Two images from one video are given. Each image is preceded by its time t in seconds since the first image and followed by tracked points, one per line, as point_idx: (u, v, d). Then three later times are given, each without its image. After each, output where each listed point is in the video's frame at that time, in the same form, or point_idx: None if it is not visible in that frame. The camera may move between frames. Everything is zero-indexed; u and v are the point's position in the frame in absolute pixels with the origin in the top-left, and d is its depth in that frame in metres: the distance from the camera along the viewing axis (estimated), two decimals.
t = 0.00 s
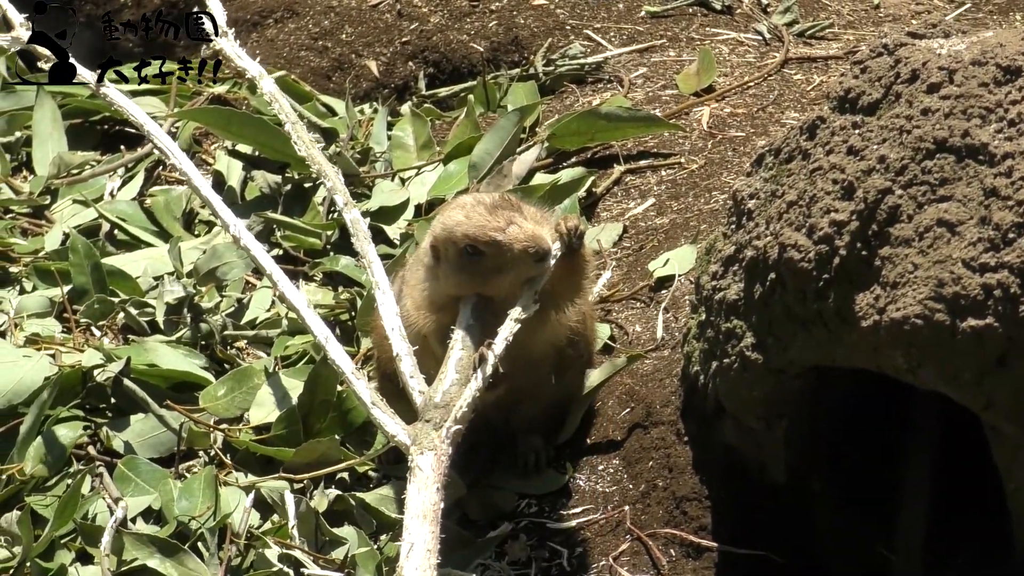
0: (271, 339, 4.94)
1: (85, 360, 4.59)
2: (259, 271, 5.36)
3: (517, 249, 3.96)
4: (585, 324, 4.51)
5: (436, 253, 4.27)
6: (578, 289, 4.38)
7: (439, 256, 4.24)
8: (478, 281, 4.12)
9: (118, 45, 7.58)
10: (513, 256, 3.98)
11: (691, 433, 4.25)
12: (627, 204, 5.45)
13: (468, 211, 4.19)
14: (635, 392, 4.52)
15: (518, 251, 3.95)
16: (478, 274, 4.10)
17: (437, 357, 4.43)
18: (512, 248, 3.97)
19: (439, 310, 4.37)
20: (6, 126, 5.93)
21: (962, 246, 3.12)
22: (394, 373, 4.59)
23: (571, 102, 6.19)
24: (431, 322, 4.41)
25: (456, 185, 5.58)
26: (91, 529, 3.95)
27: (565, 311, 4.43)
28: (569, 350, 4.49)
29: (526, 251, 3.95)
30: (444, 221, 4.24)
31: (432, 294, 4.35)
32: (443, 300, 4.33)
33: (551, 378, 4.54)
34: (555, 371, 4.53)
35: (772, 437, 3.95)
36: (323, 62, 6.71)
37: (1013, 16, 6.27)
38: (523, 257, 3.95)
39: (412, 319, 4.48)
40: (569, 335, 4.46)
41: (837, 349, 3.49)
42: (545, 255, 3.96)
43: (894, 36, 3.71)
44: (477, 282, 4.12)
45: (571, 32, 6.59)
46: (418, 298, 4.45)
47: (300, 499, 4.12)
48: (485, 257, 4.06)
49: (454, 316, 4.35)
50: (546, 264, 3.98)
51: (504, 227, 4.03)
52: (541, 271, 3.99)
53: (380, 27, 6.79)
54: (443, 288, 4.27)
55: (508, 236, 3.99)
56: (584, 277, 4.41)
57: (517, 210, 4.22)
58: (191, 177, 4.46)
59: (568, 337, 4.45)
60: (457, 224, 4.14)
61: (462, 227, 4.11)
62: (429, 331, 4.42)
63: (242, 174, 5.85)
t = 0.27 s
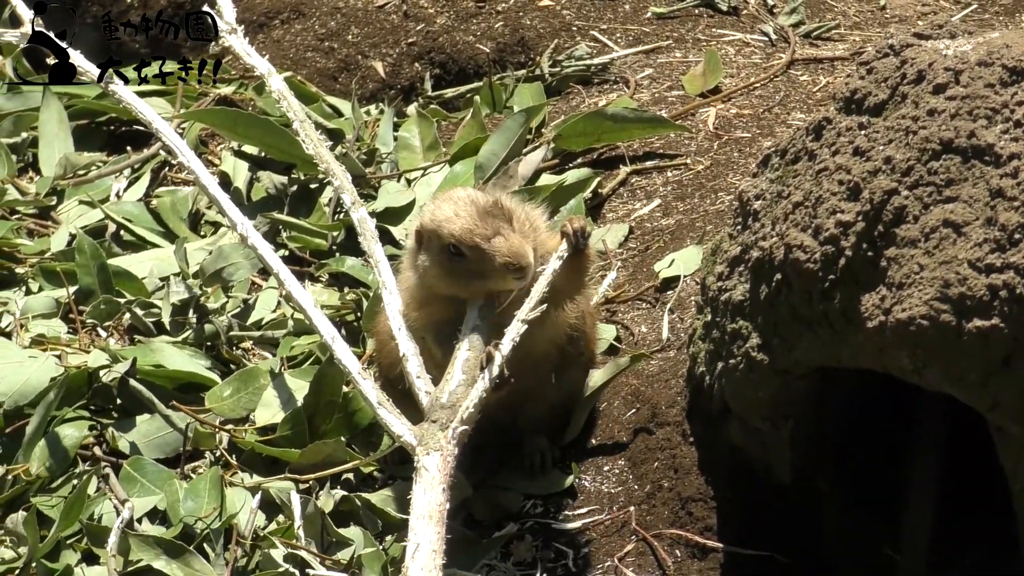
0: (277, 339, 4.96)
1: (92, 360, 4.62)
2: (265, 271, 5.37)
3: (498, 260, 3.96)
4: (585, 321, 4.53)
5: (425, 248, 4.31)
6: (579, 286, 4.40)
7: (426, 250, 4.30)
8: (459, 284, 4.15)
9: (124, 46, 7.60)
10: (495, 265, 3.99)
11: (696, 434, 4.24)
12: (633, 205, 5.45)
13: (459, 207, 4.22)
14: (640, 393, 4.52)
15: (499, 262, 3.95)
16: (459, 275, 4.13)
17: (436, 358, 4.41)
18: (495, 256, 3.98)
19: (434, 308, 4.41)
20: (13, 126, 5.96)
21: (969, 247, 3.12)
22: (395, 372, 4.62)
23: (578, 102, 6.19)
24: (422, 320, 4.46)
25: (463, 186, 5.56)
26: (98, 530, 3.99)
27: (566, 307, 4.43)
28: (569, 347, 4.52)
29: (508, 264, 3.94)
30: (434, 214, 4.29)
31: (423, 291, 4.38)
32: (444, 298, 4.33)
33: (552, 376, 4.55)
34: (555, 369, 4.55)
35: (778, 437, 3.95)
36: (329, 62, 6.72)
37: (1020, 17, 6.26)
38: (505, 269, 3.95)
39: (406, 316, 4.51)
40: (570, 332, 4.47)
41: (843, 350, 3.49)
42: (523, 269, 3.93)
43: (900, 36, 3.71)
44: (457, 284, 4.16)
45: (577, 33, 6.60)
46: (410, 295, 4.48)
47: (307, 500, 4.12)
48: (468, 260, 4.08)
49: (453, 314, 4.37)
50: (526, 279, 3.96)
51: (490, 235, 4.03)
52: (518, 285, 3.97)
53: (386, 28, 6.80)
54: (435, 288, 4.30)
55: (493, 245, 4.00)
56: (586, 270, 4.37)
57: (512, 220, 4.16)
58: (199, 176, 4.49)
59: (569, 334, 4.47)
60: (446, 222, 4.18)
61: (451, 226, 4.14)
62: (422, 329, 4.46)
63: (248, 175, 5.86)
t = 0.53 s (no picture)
0: (284, 340, 4.98)
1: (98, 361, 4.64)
2: (271, 272, 5.40)
3: (540, 273, 3.96)
4: (596, 325, 4.55)
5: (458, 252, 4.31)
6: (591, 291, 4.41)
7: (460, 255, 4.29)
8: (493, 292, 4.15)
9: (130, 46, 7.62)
10: (535, 278, 3.98)
11: (703, 435, 4.26)
12: (639, 205, 5.46)
13: (503, 217, 4.25)
14: (647, 393, 4.52)
15: (540, 275, 3.96)
16: (495, 284, 4.13)
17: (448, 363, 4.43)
18: (536, 268, 3.98)
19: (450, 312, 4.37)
20: (20, 128, 5.98)
21: (974, 247, 3.13)
22: (412, 379, 4.61)
23: (584, 103, 6.20)
24: (441, 322, 4.40)
25: (468, 188, 5.58)
26: (104, 531, 4.00)
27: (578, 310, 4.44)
28: (580, 350, 4.52)
29: (550, 278, 3.93)
30: (473, 222, 4.30)
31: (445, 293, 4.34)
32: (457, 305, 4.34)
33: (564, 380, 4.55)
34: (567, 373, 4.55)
35: (785, 437, 3.96)
36: (335, 63, 6.73)
37: None
38: (544, 282, 3.94)
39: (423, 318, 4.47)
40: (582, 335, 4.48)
41: (848, 350, 3.49)
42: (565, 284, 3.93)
43: (906, 37, 3.71)
44: (490, 292, 4.16)
45: (583, 34, 6.61)
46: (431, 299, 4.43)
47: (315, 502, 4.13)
48: (508, 270, 4.09)
49: (470, 321, 4.36)
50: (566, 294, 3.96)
51: (535, 247, 4.05)
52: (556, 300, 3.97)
53: (392, 29, 6.81)
54: (462, 292, 4.26)
55: (536, 257, 4.01)
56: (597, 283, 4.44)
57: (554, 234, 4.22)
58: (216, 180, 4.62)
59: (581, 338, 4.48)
60: (490, 230, 4.19)
61: (494, 234, 4.16)
62: (442, 333, 4.41)
63: (254, 175, 5.85)
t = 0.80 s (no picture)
0: (289, 342, 4.99)
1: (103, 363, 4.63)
2: (276, 274, 5.39)
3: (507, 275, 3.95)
4: (606, 325, 4.56)
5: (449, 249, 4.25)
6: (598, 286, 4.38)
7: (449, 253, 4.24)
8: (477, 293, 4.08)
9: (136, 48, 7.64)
10: (503, 279, 3.97)
11: (708, 437, 4.25)
12: (645, 208, 5.46)
13: (484, 213, 4.16)
14: (652, 396, 4.52)
15: (508, 276, 3.94)
16: (473, 284, 4.06)
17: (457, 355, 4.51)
18: (505, 270, 3.96)
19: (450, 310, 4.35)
20: (25, 129, 5.99)
21: (980, 250, 3.12)
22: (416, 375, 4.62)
23: (589, 106, 6.20)
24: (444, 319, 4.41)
25: (473, 190, 5.57)
26: (109, 532, 3.99)
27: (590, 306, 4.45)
28: (590, 350, 4.53)
29: (516, 280, 3.92)
30: (460, 218, 4.24)
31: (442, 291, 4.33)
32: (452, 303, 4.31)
33: (574, 380, 4.57)
34: (576, 374, 4.56)
35: (790, 439, 3.96)
36: (341, 65, 6.74)
37: None
38: (512, 284, 3.93)
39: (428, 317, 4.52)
40: (592, 334, 4.49)
41: (854, 353, 3.49)
42: (531, 284, 3.91)
43: (912, 39, 3.71)
44: (473, 292, 4.09)
45: (589, 36, 6.61)
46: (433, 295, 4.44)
47: (319, 504, 4.08)
48: (481, 270, 4.03)
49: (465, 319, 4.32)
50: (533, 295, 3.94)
51: (505, 249, 3.99)
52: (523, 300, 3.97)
53: (398, 31, 6.82)
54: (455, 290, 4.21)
55: (505, 258, 3.97)
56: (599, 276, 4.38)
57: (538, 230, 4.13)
58: (211, 183, 4.58)
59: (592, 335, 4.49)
60: (468, 228, 4.12)
61: (472, 233, 4.07)
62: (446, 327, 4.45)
63: (260, 177, 5.87)
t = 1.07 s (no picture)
0: (290, 340, 4.99)
1: (105, 362, 4.65)
2: (278, 272, 5.39)
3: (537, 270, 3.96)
4: (607, 322, 4.55)
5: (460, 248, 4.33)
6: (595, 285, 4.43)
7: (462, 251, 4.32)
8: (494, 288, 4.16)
9: (137, 47, 7.64)
10: (533, 276, 3.98)
11: (709, 435, 4.25)
12: (646, 205, 5.46)
13: (502, 211, 4.25)
14: (653, 393, 4.52)
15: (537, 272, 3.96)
16: (496, 278, 4.14)
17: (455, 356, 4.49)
18: (534, 265, 3.98)
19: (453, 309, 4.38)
20: (26, 127, 5.99)
21: (981, 247, 3.13)
22: (416, 374, 4.61)
23: (590, 103, 6.20)
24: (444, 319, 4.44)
25: (475, 187, 5.59)
26: (110, 532, 3.99)
27: (587, 304, 4.45)
28: (591, 347, 4.51)
29: (546, 275, 3.93)
30: (476, 216, 4.31)
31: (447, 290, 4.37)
32: (457, 301, 4.35)
33: (576, 379, 4.55)
34: (578, 372, 4.54)
35: (791, 436, 3.96)
36: (342, 63, 6.73)
37: None
38: (541, 280, 3.94)
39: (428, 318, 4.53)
40: (591, 331, 4.48)
41: (855, 351, 3.49)
42: (561, 280, 3.93)
43: (913, 37, 3.71)
44: (491, 288, 4.16)
45: (590, 34, 6.61)
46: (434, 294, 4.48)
47: (318, 502, 4.14)
48: (508, 264, 4.10)
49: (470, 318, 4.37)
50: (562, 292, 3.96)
51: (533, 243, 4.06)
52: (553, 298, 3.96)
53: (399, 29, 6.82)
54: (464, 288, 4.26)
55: (534, 252, 4.02)
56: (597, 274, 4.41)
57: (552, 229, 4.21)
58: (215, 179, 4.64)
59: (592, 331, 4.48)
60: (488, 225, 4.21)
61: (492, 229, 4.18)
62: (445, 327, 4.46)
63: (261, 175, 5.86)
